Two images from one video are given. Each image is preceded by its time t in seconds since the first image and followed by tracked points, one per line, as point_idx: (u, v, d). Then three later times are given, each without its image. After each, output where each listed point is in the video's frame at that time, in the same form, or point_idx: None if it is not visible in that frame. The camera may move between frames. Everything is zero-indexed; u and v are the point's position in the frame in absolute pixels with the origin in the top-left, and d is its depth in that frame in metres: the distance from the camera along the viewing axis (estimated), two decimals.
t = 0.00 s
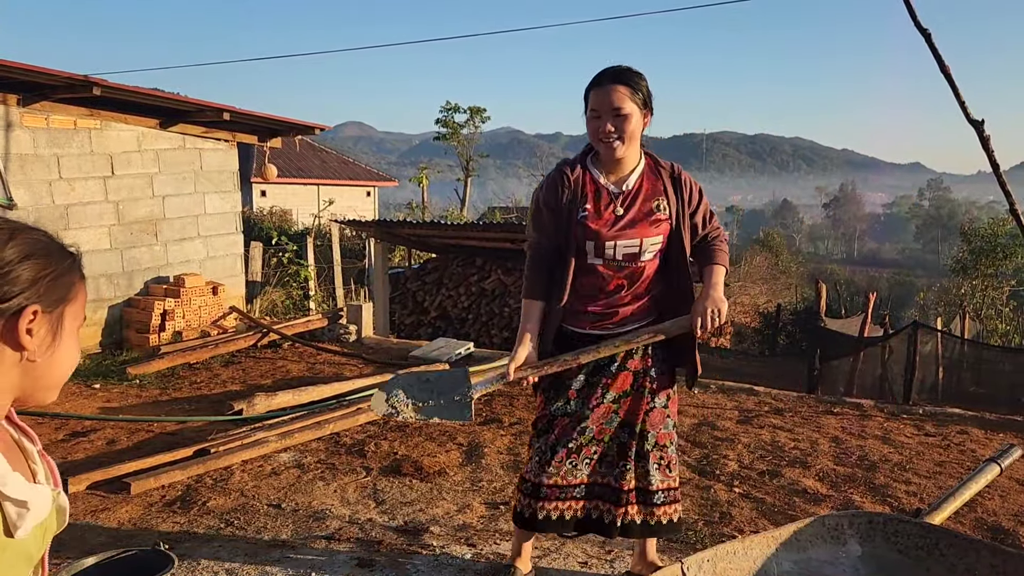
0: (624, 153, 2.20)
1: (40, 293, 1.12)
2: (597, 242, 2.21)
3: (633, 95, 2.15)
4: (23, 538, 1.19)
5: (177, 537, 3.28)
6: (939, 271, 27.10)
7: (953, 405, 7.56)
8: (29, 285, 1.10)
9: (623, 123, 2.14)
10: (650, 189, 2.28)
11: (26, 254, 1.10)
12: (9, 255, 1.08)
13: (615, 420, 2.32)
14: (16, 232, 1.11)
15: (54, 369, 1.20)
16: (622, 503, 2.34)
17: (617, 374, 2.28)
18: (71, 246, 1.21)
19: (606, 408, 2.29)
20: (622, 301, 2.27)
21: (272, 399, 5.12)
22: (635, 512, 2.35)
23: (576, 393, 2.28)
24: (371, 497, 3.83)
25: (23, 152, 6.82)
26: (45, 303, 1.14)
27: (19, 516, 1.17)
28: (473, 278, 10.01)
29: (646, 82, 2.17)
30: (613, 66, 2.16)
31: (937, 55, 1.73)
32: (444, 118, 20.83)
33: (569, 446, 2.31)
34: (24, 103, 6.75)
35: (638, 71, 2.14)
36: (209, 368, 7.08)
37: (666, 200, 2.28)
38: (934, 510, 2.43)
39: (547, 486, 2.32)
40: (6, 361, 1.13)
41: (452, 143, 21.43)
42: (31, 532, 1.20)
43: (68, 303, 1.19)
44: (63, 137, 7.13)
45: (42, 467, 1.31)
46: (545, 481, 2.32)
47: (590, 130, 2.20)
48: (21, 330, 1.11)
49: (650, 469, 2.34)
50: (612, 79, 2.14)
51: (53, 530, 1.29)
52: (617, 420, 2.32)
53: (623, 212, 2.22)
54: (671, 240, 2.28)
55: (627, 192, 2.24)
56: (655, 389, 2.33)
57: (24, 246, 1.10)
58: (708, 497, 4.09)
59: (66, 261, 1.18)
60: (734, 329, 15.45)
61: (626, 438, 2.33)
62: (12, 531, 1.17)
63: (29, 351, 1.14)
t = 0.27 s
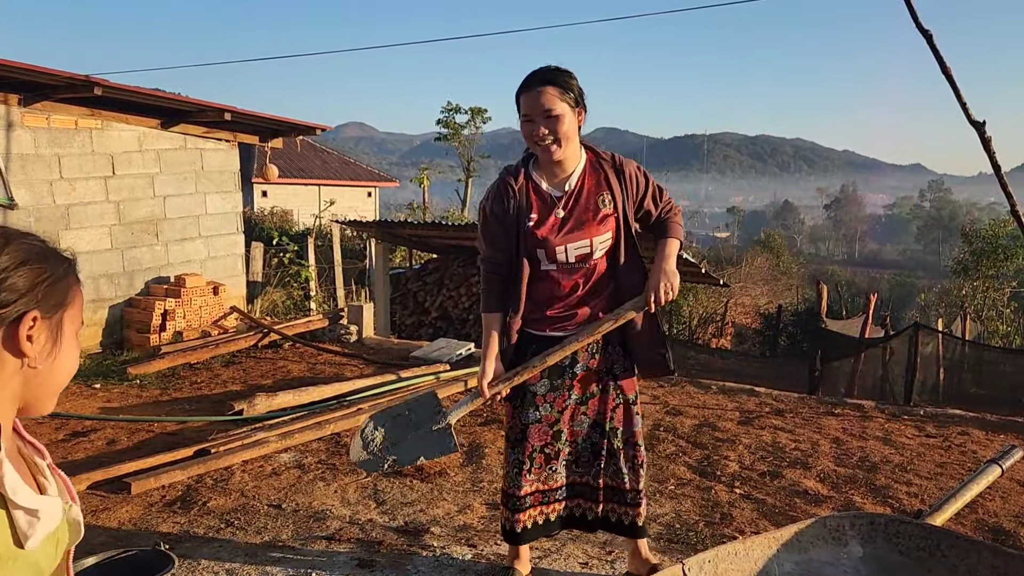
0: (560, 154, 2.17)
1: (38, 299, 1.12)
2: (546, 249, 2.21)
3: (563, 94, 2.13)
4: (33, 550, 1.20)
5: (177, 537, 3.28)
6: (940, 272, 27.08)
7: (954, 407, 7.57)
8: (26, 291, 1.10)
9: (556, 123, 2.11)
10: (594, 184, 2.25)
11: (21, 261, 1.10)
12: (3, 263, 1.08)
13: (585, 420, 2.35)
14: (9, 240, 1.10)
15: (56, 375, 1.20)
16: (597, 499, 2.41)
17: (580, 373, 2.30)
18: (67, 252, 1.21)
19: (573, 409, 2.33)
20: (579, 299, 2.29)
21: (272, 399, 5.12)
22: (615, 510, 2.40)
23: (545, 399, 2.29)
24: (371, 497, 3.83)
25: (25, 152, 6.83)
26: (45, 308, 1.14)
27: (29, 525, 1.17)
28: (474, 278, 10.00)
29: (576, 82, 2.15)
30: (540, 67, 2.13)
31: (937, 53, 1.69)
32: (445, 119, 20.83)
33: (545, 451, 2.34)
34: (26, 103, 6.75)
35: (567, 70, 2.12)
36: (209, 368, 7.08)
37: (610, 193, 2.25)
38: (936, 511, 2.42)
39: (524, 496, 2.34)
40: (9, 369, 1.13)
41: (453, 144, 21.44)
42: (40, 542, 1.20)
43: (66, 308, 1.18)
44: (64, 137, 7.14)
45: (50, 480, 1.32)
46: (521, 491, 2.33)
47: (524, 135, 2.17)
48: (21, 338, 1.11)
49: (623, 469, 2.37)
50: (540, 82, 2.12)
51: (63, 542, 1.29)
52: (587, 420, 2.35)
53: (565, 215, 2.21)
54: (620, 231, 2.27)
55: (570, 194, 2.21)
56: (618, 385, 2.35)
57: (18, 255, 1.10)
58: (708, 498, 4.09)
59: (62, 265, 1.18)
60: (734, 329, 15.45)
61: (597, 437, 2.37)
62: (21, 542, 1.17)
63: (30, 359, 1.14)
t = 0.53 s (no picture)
0: (539, 152, 2.17)
1: (51, 278, 1.13)
2: (539, 246, 2.22)
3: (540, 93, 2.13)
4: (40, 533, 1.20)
5: (179, 537, 3.29)
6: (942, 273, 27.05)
7: (957, 408, 7.60)
8: (40, 272, 1.11)
9: (533, 123, 2.12)
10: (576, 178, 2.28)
11: (35, 240, 1.12)
12: (18, 241, 1.10)
13: (569, 412, 2.36)
14: (22, 220, 1.12)
15: (68, 361, 1.20)
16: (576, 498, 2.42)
17: (567, 364, 2.33)
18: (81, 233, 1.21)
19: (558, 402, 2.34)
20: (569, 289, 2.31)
21: (274, 399, 5.12)
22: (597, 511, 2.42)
23: (538, 393, 2.30)
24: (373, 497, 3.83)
25: (27, 152, 6.83)
26: (56, 290, 1.15)
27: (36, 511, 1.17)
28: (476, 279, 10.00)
29: (551, 79, 2.15)
30: (513, 66, 2.13)
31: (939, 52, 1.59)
32: (447, 119, 20.82)
33: (536, 448, 2.34)
34: (28, 103, 6.75)
35: (541, 69, 2.12)
36: (211, 368, 7.08)
37: (592, 185, 2.29)
38: (939, 513, 2.42)
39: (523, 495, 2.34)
40: (18, 351, 1.13)
41: (455, 144, 21.45)
42: (47, 528, 1.20)
43: (79, 289, 1.19)
44: (67, 137, 7.14)
45: (59, 468, 1.33)
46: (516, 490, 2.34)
47: (501, 135, 2.16)
48: (32, 317, 1.12)
49: (600, 465, 2.41)
50: (516, 81, 2.11)
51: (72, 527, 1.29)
52: (570, 412, 2.37)
53: (552, 210, 2.22)
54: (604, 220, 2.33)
55: (554, 190, 2.23)
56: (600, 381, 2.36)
57: (31, 235, 1.12)
58: (710, 499, 4.08)
59: (75, 247, 1.19)
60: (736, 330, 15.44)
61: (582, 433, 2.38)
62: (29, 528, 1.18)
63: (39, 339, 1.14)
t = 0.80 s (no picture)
0: (539, 151, 2.18)
1: (57, 287, 1.13)
2: (546, 242, 2.23)
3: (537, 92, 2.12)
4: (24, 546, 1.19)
5: (181, 537, 3.29)
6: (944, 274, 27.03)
7: (957, 408, 7.60)
8: (48, 282, 1.11)
9: (532, 123, 2.12)
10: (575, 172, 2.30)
11: (40, 250, 1.11)
12: (26, 251, 1.09)
13: (577, 414, 2.36)
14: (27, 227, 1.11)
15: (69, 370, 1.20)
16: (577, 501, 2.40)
17: (576, 367, 2.33)
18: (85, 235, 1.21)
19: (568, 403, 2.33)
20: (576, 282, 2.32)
21: (275, 399, 5.12)
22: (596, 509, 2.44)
23: (546, 394, 2.29)
24: (374, 497, 3.84)
25: (30, 152, 6.84)
26: (61, 296, 1.14)
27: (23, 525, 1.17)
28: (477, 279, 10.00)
29: (547, 76, 2.14)
30: (510, 65, 2.12)
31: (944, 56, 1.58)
32: (448, 119, 20.83)
33: (544, 450, 2.34)
34: (31, 103, 6.76)
35: (537, 68, 2.11)
36: (213, 368, 7.09)
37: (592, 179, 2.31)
38: (940, 513, 2.43)
39: (531, 494, 2.36)
40: (26, 359, 1.15)
41: (457, 144, 21.45)
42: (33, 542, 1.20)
43: (85, 298, 1.19)
44: (69, 137, 7.15)
45: (60, 475, 1.35)
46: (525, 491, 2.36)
47: (500, 134, 2.16)
48: (40, 327, 1.12)
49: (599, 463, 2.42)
50: (512, 82, 2.10)
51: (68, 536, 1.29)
52: (578, 413, 2.37)
53: (556, 207, 2.24)
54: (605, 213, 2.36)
55: (556, 186, 2.24)
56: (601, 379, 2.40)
57: (38, 243, 1.11)
58: (711, 499, 4.09)
59: (82, 256, 1.19)
60: (737, 330, 15.45)
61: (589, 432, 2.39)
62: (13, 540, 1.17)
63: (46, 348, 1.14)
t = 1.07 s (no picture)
0: (544, 151, 2.17)
1: (93, 305, 1.17)
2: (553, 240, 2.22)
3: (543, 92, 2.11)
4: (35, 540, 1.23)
5: (181, 536, 3.29)
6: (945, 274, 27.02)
7: (958, 409, 7.59)
8: (85, 298, 1.15)
9: (538, 123, 2.11)
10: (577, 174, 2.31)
11: (84, 266, 1.14)
12: (69, 262, 1.12)
13: (590, 413, 2.36)
14: (72, 240, 1.14)
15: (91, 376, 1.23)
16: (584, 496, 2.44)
17: (587, 366, 2.33)
18: (127, 244, 1.23)
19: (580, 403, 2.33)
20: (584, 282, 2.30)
21: (276, 398, 5.12)
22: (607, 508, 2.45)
23: (558, 393, 2.28)
24: (375, 497, 3.84)
25: (31, 152, 6.84)
26: (96, 313, 1.19)
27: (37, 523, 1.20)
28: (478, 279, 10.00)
29: (552, 76, 2.13)
30: (516, 65, 2.11)
31: (942, 54, 1.59)
32: (449, 119, 20.82)
33: (560, 449, 2.33)
34: (32, 102, 6.76)
35: (542, 68, 2.10)
36: (214, 367, 7.09)
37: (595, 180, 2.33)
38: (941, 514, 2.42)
39: (550, 498, 2.34)
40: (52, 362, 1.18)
41: (458, 144, 21.45)
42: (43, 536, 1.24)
43: (116, 312, 1.23)
44: (70, 137, 7.15)
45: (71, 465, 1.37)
46: (544, 495, 2.33)
47: (505, 134, 2.15)
48: (70, 341, 1.17)
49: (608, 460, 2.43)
50: (518, 82, 2.09)
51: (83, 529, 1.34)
52: (590, 413, 2.37)
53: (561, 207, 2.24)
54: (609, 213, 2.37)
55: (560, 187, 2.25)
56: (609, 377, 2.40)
57: (83, 260, 1.14)
58: (712, 500, 4.09)
59: (119, 272, 1.21)
60: (738, 330, 15.45)
61: (601, 431, 2.40)
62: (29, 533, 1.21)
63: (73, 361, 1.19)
